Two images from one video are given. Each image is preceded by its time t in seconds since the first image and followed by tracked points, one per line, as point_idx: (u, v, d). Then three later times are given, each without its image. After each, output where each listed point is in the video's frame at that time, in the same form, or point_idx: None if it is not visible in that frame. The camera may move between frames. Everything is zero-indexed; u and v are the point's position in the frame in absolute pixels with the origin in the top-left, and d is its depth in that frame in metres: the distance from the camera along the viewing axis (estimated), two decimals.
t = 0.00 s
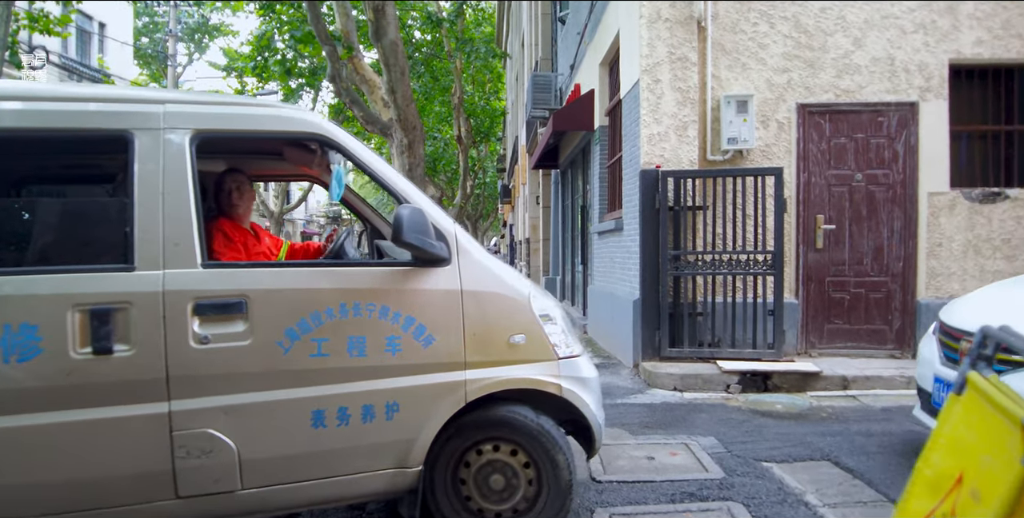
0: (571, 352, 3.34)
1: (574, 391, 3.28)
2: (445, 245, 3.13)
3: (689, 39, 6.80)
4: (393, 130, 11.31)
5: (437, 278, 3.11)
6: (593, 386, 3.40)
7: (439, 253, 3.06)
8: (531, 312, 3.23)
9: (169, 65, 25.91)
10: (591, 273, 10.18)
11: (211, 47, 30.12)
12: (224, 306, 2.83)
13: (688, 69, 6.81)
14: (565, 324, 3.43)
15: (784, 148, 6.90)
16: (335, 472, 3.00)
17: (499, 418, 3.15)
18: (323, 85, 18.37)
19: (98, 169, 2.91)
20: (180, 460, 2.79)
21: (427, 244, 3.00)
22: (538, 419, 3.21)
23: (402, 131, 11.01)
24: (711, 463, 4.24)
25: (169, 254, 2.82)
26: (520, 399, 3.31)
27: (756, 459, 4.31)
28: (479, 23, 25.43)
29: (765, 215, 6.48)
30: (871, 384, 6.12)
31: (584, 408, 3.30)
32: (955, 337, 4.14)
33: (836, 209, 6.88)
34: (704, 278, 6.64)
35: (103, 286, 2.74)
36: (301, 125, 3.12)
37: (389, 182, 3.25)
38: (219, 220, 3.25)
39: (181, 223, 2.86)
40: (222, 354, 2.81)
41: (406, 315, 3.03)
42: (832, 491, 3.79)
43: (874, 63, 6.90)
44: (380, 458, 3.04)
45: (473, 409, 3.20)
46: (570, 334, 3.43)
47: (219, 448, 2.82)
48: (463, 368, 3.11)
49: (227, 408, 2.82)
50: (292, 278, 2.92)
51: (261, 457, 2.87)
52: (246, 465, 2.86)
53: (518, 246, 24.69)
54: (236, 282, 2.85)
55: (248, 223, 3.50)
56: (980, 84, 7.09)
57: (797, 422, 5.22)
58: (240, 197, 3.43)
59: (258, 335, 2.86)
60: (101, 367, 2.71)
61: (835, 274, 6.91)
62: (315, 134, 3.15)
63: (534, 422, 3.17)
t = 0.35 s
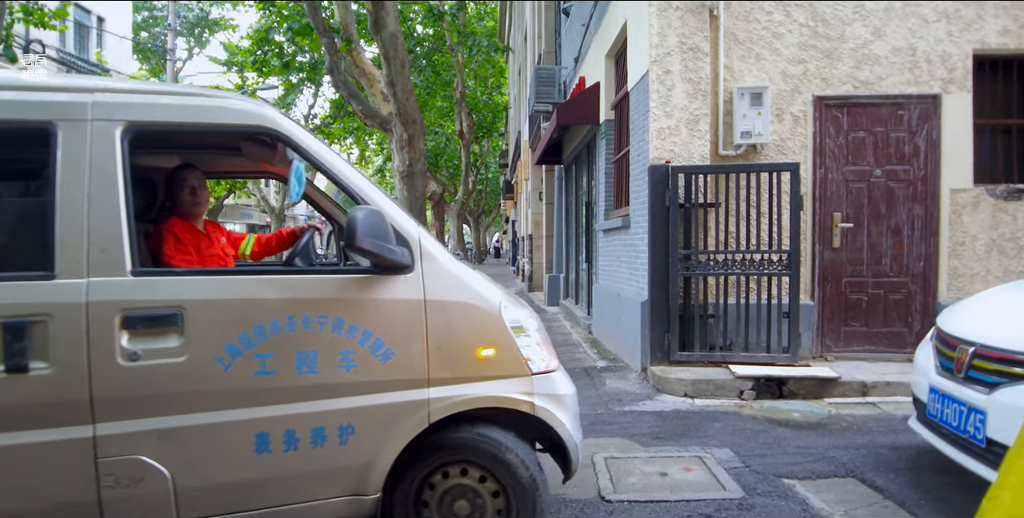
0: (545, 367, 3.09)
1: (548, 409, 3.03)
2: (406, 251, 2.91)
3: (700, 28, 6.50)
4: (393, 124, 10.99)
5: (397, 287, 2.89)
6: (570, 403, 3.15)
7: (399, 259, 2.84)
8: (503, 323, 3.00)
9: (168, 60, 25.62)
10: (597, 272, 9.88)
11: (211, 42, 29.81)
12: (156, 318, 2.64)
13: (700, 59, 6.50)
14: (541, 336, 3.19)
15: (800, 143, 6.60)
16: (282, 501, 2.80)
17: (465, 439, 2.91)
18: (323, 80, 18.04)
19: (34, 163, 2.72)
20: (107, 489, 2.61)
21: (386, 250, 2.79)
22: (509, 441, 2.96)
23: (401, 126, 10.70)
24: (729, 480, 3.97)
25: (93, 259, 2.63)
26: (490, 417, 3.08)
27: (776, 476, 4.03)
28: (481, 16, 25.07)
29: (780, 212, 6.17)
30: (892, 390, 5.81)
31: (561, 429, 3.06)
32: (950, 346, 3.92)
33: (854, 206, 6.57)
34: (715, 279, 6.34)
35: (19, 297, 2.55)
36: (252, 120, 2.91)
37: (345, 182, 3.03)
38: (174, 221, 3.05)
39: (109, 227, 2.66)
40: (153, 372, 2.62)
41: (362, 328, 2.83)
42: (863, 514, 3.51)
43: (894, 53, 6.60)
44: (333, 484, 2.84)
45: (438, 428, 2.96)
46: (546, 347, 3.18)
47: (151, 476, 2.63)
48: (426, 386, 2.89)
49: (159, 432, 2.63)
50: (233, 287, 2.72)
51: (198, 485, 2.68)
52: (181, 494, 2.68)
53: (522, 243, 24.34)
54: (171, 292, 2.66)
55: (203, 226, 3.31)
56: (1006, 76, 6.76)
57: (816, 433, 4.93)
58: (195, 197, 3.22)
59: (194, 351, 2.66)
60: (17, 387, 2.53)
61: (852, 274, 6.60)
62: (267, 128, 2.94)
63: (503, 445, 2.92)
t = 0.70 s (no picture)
0: (506, 381, 2.87)
1: (509, 426, 2.81)
2: (356, 256, 2.72)
3: (708, 18, 6.24)
4: (392, 120, 10.74)
5: (345, 295, 2.70)
6: (535, 420, 2.93)
7: (346, 265, 2.65)
8: (460, 334, 2.79)
9: (167, 57, 25.37)
10: (600, 272, 9.65)
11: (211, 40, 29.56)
12: (74, 329, 2.48)
13: (708, 51, 6.24)
14: (505, 349, 2.97)
15: (812, 137, 6.34)
16: None
17: (423, 459, 2.70)
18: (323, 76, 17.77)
19: None
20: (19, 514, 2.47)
21: (330, 255, 2.61)
22: (469, 465, 2.74)
23: (400, 122, 10.44)
24: (742, 495, 3.75)
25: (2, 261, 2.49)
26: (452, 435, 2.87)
27: (791, 491, 3.81)
28: (483, 13, 24.81)
29: (791, 210, 5.92)
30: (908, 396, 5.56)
31: (523, 447, 2.85)
32: (949, 351, 3.67)
33: (867, 204, 6.32)
34: (724, 279, 6.09)
35: None
36: (190, 112, 2.73)
37: (291, 181, 2.81)
38: (115, 223, 2.97)
39: (23, 229, 2.52)
40: (70, 387, 2.48)
41: (304, 340, 2.65)
42: None
43: (910, 44, 6.34)
44: (273, 508, 2.66)
45: (398, 446, 2.76)
46: (510, 360, 2.96)
47: (68, 501, 2.48)
48: (376, 402, 2.70)
49: (77, 454, 2.48)
50: (160, 295, 2.56)
51: (119, 509, 2.52)
52: None
53: (524, 241, 24.08)
54: (93, 301, 2.50)
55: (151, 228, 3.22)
56: None
57: (832, 442, 4.69)
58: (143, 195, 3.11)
59: (115, 365, 2.51)
60: None
61: (866, 275, 6.35)
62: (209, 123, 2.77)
63: (462, 469, 2.71)
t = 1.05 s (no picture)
0: (458, 396, 2.71)
1: (462, 444, 2.65)
2: (300, 269, 2.60)
3: (712, 17, 6.10)
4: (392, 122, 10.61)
5: (288, 309, 2.57)
6: (489, 436, 2.77)
7: (288, 278, 2.53)
8: (410, 349, 2.64)
9: (168, 59, 25.26)
10: (601, 276, 9.51)
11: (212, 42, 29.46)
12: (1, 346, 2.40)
13: (712, 50, 6.11)
14: (458, 364, 2.82)
15: (818, 139, 6.21)
16: None
17: (377, 483, 2.55)
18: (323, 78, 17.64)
19: None
20: None
21: (271, 267, 2.48)
22: (425, 492, 2.59)
23: (400, 124, 10.32)
24: (748, 510, 3.61)
25: None
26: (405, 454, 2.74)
27: (801, 506, 3.68)
28: (485, 14, 24.70)
29: (797, 214, 5.79)
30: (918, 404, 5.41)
31: (476, 465, 2.69)
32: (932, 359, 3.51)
33: (875, 206, 6.17)
34: (729, 284, 5.95)
35: None
36: (125, 117, 2.62)
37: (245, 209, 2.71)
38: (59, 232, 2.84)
39: None
40: None
41: (244, 356, 2.52)
42: None
43: (918, 44, 6.20)
44: None
45: (354, 466, 2.60)
46: (463, 374, 2.81)
47: None
48: (321, 420, 2.56)
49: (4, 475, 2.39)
50: (92, 309, 2.47)
51: None
52: None
53: (526, 242, 23.94)
54: (24, 314, 2.43)
55: (102, 240, 3.04)
56: None
57: (841, 453, 4.55)
58: (80, 201, 2.94)
59: (44, 382, 2.42)
60: None
61: (873, 279, 6.20)
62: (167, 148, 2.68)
63: (418, 496, 2.56)
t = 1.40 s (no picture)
0: (418, 403, 2.64)
1: (420, 454, 2.58)
2: (255, 277, 2.54)
3: (717, 17, 6.06)
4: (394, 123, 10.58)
5: (241, 317, 2.52)
6: (450, 445, 2.69)
7: (244, 285, 2.47)
8: (368, 356, 2.58)
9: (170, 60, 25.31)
10: (605, 278, 9.48)
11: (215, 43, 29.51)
12: None
13: (717, 51, 6.06)
14: (419, 371, 2.76)
15: (824, 140, 6.16)
16: None
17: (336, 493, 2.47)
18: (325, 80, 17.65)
19: None
20: None
21: (225, 275, 2.41)
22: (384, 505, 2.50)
23: (402, 125, 10.31)
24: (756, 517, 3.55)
25: None
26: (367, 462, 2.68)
27: (809, 513, 3.62)
28: (487, 15, 24.70)
29: (804, 215, 5.73)
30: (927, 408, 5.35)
31: (434, 475, 2.61)
32: (903, 362, 3.43)
33: (882, 207, 6.11)
34: (734, 287, 5.89)
35: None
36: (81, 126, 2.59)
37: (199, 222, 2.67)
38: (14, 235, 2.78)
39: None
40: None
41: (197, 364, 2.47)
42: None
43: (925, 44, 6.15)
44: None
45: (313, 474, 2.53)
46: (423, 381, 2.74)
47: None
48: (276, 429, 2.50)
49: None
50: (41, 317, 2.42)
51: None
52: None
53: (528, 243, 23.93)
54: None
55: (61, 243, 2.98)
56: None
57: (849, 457, 4.49)
58: (34, 203, 2.85)
59: None
60: None
61: (880, 282, 6.13)
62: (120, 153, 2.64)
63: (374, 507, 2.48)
